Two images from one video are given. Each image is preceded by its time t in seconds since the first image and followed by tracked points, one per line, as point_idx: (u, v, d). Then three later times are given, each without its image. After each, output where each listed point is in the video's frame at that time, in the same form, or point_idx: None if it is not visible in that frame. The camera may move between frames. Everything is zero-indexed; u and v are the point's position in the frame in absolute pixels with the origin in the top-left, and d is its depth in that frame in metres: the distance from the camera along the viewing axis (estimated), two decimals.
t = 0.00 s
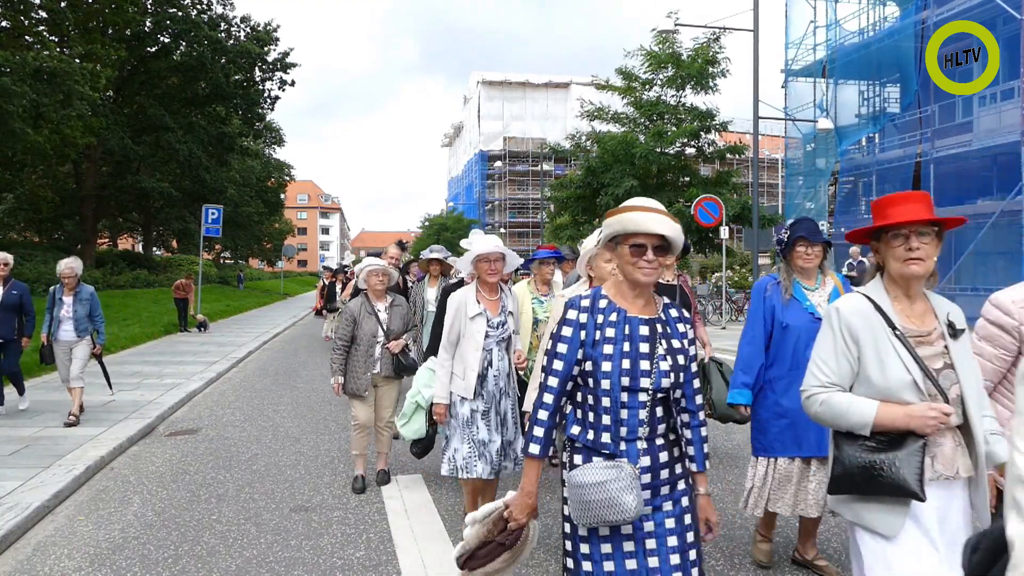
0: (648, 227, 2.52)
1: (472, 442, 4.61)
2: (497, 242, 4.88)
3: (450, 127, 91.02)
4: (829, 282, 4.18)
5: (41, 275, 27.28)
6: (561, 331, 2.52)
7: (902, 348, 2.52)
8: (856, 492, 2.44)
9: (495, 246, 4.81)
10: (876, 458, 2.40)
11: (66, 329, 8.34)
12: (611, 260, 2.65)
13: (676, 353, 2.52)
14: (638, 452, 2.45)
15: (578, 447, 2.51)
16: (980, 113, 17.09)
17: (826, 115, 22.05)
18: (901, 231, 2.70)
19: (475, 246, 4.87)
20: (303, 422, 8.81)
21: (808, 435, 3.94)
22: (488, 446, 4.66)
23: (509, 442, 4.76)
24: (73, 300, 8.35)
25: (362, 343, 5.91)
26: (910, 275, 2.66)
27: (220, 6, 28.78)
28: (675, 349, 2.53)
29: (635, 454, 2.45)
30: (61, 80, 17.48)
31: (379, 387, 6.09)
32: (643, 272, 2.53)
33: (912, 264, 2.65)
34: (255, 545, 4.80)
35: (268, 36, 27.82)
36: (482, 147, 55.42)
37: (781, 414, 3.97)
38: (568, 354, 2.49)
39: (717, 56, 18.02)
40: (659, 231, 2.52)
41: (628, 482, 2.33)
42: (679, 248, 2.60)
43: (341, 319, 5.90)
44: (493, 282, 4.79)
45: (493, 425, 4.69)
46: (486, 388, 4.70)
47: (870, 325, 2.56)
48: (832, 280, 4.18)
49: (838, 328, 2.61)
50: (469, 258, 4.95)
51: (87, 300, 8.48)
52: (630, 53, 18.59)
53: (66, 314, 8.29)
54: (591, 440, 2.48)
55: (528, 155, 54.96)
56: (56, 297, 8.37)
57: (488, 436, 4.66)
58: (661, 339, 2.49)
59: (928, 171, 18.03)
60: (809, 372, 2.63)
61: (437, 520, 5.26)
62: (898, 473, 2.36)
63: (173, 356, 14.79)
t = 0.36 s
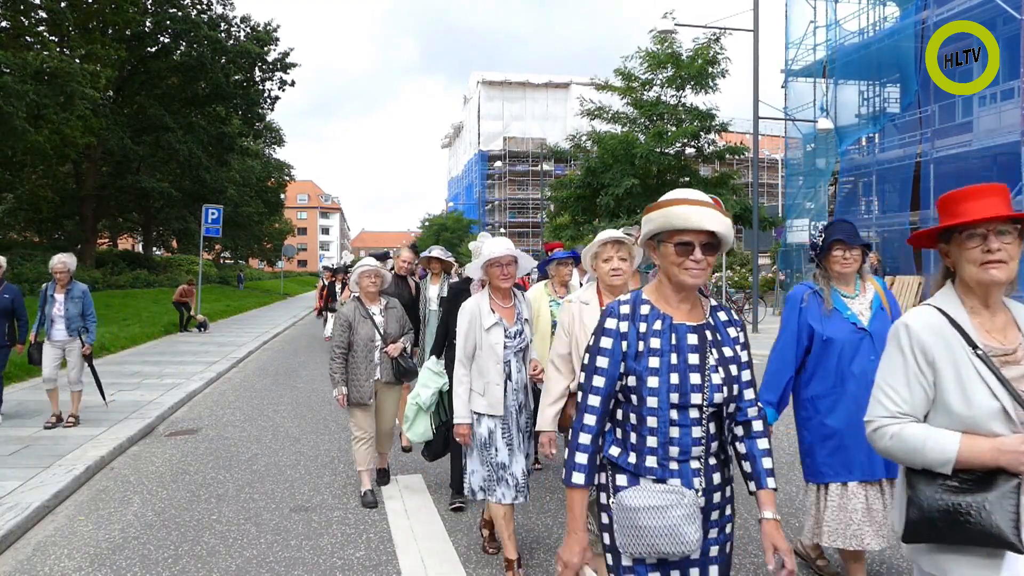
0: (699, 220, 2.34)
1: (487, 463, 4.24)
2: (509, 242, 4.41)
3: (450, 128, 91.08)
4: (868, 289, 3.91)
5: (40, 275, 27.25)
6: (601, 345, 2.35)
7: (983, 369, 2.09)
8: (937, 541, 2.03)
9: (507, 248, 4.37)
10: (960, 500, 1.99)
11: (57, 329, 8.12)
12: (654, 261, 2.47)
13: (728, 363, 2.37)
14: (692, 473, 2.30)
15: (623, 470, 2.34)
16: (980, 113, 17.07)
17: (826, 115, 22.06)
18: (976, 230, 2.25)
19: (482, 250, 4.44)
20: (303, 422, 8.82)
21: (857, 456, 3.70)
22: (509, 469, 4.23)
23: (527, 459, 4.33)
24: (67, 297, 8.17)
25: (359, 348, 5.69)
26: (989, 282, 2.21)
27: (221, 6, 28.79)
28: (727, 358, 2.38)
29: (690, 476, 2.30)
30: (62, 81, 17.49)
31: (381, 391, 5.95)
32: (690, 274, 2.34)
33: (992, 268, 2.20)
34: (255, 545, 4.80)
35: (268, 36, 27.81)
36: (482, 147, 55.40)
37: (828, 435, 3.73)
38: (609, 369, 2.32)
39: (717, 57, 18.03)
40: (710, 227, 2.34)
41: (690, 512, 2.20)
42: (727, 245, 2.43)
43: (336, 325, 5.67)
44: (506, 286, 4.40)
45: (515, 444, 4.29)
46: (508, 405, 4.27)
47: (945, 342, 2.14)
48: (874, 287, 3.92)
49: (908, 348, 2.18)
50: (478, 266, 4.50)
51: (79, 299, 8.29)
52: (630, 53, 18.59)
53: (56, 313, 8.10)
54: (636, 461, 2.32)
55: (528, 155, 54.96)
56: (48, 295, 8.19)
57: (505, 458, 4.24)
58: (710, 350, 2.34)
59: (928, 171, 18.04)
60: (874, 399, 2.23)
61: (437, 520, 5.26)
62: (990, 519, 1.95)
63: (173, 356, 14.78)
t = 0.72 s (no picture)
0: (742, 209, 2.11)
1: (497, 464, 4.11)
2: (520, 233, 4.38)
3: (450, 129, 91.12)
4: (913, 283, 3.46)
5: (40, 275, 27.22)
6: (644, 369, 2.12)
7: None
8: None
9: (519, 239, 4.30)
10: None
11: (42, 330, 7.72)
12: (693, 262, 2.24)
13: (795, 373, 2.17)
14: (770, 506, 2.09)
15: (683, 510, 2.10)
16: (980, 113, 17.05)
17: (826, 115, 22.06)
18: None
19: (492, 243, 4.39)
20: (303, 422, 8.81)
21: (903, 468, 3.26)
22: (518, 475, 4.10)
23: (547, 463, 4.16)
24: (51, 297, 7.70)
25: (358, 350, 5.52)
26: None
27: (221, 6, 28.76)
28: (793, 367, 2.18)
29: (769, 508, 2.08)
30: (62, 81, 17.49)
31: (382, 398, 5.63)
32: (737, 273, 2.12)
33: None
34: (255, 545, 4.80)
35: (268, 36, 27.78)
36: (482, 147, 55.42)
37: (868, 443, 3.28)
38: (656, 394, 2.10)
39: (718, 57, 18.03)
40: (759, 217, 2.12)
41: (774, 553, 1.99)
42: (775, 235, 2.21)
43: (335, 326, 5.53)
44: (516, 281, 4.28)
45: (527, 449, 4.14)
46: (518, 408, 4.14)
47: None
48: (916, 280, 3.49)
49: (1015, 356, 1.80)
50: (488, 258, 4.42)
51: (64, 299, 7.82)
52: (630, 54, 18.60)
53: (41, 314, 7.69)
54: (699, 499, 2.09)
55: (528, 155, 54.97)
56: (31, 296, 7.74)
57: (518, 461, 4.12)
58: (772, 360, 2.13)
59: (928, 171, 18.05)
60: (968, 412, 1.87)
61: (437, 520, 5.26)
62: None
63: (173, 356, 14.79)
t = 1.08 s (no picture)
0: (840, 194, 1.77)
1: (512, 488, 3.88)
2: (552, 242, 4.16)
3: (450, 129, 91.14)
4: (990, 285, 3.17)
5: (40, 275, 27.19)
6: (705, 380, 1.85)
7: None
8: None
9: (548, 246, 4.09)
10: None
11: (32, 333, 7.50)
12: (774, 255, 1.91)
13: (882, 388, 1.86)
14: (845, 541, 1.80)
15: (744, 544, 1.84)
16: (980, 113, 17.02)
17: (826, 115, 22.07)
18: None
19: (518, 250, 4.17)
20: (303, 422, 8.81)
21: (972, 490, 2.96)
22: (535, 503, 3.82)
23: (571, 495, 3.82)
24: (41, 297, 7.51)
25: (367, 353, 5.43)
26: None
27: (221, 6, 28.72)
28: (878, 381, 1.87)
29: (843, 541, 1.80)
30: (62, 81, 17.49)
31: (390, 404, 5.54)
32: (832, 274, 1.81)
33: None
34: (255, 545, 4.80)
35: (268, 36, 27.76)
36: (483, 147, 55.45)
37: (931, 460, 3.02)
38: (719, 410, 1.83)
39: (718, 57, 18.03)
40: (861, 206, 1.78)
41: None
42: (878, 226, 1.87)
43: (344, 327, 5.47)
44: (543, 291, 4.03)
45: (543, 475, 3.83)
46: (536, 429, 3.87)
47: None
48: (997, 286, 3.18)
49: None
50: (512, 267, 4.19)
51: (56, 299, 7.61)
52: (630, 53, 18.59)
53: (30, 315, 7.47)
54: (765, 532, 1.81)
55: (528, 155, 54.99)
56: (20, 297, 7.53)
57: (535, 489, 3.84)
58: (856, 373, 1.84)
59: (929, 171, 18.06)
60: None
61: (437, 520, 5.26)
62: None
63: (173, 356, 14.79)
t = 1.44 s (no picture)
0: None
1: (542, 503, 3.48)
2: (591, 230, 3.76)
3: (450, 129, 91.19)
4: None
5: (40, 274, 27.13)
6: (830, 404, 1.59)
7: None
8: None
9: (588, 235, 3.70)
10: None
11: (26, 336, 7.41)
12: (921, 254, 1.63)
13: None
14: None
15: None
16: (980, 113, 17.00)
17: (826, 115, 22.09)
18: None
19: (554, 239, 3.76)
20: (303, 422, 8.82)
21: None
22: (569, 516, 3.48)
23: (602, 506, 3.57)
24: (37, 300, 7.42)
25: (371, 358, 5.06)
26: None
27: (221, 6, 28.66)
28: None
29: None
30: (62, 81, 17.50)
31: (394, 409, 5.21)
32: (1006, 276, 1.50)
33: None
34: (255, 545, 4.80)
35: (268, 36, 27.72)
36: (482, 147, 55.47)
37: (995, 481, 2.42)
38: (848, 442, 1.57)
39: (718, 57, 18.03)
40: None
41: None
42: None
43: (347, 330, 5.09)
44: (580, 284, 3.65)
45: (579, 486, 3.50)
46: (571, 434, 3.52)
47: None
48: None
49: None
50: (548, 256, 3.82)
51: (52, 302, 7.53)
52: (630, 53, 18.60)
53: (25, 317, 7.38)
54: None
55: (528, 154, 55.01)
56: (16, 297, 7.44)
57: (567, 501, 3.48)
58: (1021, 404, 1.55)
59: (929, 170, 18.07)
60: None
61: (436, 519, 5.27)
62: None
63: (173, 356, 14.78)
